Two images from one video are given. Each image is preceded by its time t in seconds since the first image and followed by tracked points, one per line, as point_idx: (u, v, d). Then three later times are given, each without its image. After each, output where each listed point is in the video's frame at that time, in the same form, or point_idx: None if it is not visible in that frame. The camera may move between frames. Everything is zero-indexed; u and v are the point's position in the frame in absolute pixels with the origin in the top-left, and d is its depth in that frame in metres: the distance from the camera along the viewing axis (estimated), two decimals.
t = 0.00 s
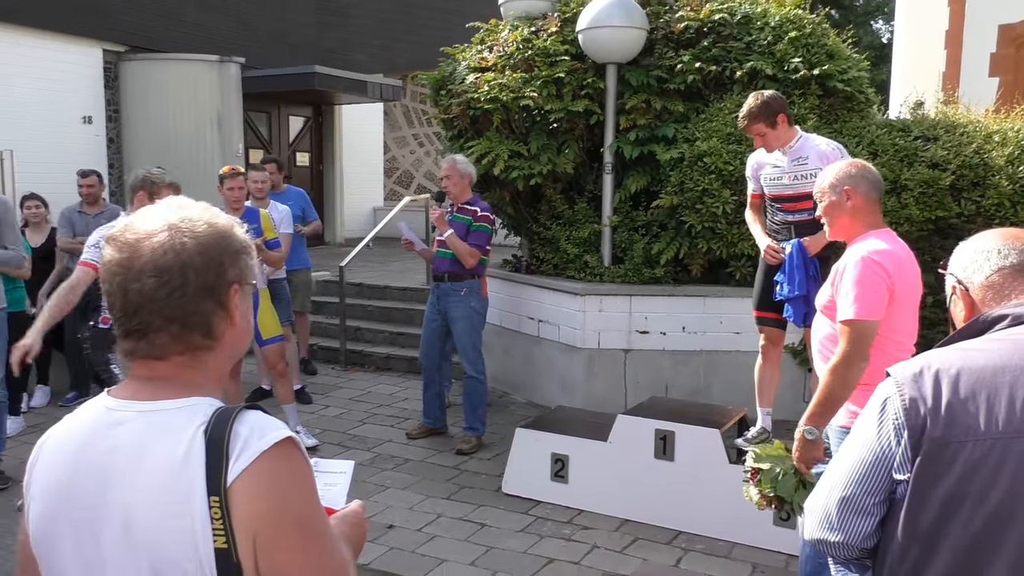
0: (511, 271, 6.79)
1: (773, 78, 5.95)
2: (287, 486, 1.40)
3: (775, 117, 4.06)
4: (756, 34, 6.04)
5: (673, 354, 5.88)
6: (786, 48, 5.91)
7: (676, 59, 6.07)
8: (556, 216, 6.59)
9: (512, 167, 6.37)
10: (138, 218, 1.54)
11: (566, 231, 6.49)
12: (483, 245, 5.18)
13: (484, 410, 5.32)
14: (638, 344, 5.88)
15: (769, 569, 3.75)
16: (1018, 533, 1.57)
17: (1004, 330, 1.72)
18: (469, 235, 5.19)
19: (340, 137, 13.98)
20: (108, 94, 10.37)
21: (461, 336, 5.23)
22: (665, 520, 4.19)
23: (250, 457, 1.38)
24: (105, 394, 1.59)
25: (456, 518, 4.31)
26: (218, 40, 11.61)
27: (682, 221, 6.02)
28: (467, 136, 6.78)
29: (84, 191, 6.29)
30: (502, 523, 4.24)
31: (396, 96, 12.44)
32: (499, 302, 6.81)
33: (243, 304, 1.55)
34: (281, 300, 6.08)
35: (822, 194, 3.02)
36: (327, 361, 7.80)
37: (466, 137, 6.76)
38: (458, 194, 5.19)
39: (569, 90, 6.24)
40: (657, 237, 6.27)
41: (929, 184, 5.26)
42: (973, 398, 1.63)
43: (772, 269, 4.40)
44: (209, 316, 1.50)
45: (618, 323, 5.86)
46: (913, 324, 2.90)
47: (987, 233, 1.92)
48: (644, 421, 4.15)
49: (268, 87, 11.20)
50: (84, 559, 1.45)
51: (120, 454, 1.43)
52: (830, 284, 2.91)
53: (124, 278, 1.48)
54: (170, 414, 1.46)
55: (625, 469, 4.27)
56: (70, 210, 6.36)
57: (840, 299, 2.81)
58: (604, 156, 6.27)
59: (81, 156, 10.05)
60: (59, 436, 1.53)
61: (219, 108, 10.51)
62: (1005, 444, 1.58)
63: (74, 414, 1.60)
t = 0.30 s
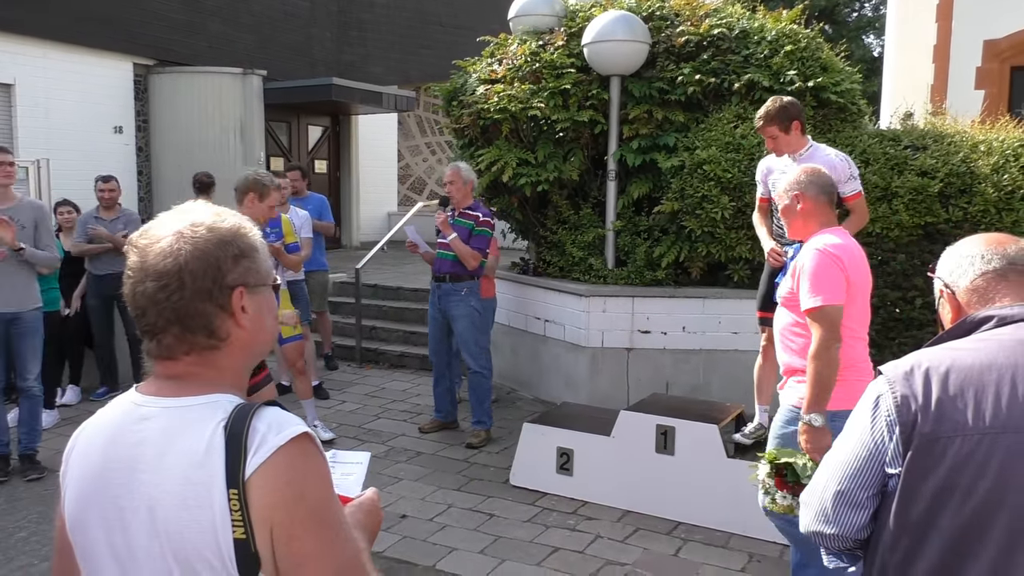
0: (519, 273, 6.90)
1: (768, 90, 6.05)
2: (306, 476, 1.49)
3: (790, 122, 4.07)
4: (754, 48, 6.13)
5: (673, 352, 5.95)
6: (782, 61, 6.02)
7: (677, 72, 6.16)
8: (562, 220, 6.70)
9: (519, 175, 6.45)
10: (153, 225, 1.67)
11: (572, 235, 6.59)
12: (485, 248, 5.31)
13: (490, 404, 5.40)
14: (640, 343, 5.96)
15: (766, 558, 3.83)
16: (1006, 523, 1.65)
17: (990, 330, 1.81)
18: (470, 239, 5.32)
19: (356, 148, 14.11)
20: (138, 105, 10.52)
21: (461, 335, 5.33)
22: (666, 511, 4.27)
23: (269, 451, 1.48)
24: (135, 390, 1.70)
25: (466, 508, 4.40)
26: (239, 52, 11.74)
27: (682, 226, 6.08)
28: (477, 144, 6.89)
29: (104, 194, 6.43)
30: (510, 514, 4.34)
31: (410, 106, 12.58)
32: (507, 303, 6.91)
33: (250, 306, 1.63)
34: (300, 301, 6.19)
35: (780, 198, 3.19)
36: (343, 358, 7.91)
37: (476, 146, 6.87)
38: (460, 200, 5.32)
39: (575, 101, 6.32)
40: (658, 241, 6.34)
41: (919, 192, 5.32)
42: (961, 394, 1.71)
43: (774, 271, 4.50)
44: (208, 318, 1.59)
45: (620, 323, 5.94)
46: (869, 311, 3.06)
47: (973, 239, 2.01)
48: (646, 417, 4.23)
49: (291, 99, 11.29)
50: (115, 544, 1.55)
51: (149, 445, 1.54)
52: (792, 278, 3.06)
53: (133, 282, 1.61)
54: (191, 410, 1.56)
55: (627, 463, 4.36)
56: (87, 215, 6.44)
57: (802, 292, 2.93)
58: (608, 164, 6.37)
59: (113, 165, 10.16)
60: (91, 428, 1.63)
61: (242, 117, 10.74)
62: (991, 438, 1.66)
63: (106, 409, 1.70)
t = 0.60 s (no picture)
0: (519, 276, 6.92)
1: (767, 94, 6.07)
2: (306, 477, 1.51)
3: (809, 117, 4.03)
4: (752, 52, 6.15)
5: (672, 354, 5.96)
6: (781, 65, 6.04)
7: (676, 76, 6.18)
8: (562, 224, 6.72)
9: (520, 178, 6.47)
10: (154, 227, 1.68)
11: (571, 238, 6.61)
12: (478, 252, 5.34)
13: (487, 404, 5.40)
14: (639, 345, 5.97)
15: (766, 560, 3.84)
16: (1000, 521, 1.67)
17: (987, 332, 1.82)
18: (464, 243, 5.33)
19: (357, 149, 14.13)
20: (141, 108, 10.54)
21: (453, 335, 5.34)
22: (666, 513, 4.28)
23: (269, 453, 1.49)
24: (136, 391, 1.71)
25: (466, 510, 4.41)
26: (242, 57, 11.76)
27: (681, 229, 6.08)
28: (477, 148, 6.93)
29: (104, 198, 6.45)
30: (510, 516, 4.34)
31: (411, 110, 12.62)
32: (507, 305, 6.92)
33: (250, 309, 1.64)
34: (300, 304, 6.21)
35: (744, 202, 3.23)
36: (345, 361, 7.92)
37: (476, 149, 6.90)
38: (452, 203, 5.32)
39: (575, 105, 6.34)
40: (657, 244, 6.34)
41: (917, 195, 5.33)
42: (956, 395, 1.72)
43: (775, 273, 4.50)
44: (208, 321, 1.60)
45: (620, 325, 5.95)
46: (835, 309, 3.11)
47: (972, 243, 2.02)
48: (645, 418, 4.22)
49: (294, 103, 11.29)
50: (116, 545, 1.56)
51: (151, 446, 1.54)
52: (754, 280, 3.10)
53: (133, 285, 1.62)
54: (192, 413, 1.57)
55: (627, 465, 4.37)
56: (86, 220, 6.48)
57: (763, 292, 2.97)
58: (607, 167, 6.39)
59: (115, 167, 10.19)
60: (93, 430, 1.64)
61: (244, 121, 10.79)
62: (986, 438, 1.67)
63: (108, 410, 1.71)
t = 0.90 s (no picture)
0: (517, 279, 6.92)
1: (766, 98, 6.08)
2: (303, 479, 1.51)
3: (805, 119, 4.08)
4: (750, 56, 6.14)
5: (671, 357, 5.96)
6: (779, 68, 6.03)
7: (675, 79, 6.18)
8: (560, 227, 6.72)
9: (519, 181, 6.49)
10: (150, 230, 1.69)
11: (569, 241, 6.61)
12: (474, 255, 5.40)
13: (479, 407, 5.39)
14: (637, 348, 5.96)
15: (763, 564, 3.83)
16: (998, 522, 1.66)
17: (985, 335, 1.82)
18: (459, 246, 5.36)
19: (356, 153, 14.11)
20: (139, 111, 10.55)
21: (445, 337, 5.35)
22: (664, 517, 4.28)
23: (267, 457, 1.49)
24: (134, 395, 1.71)
25: (464, 514, 4.41)
26: (240, 60, 11.76)
27: (680, 232, 6.07)
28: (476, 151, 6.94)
29: (112, 201, 6.46)
30: (508, 519, 4.34)
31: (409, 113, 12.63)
32: (506, 309, 6.91)
33: (248, 313, 1.64)
34: (298, 307, 6.21)
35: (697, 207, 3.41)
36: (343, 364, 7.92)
37: (475, 152, 6.92)
38: (442, 208, 5.25)
39: (573, 108, 6.34)
40: (656, 247, 6.33)
41: (914, 199, 5.36)
42: (954, 397, 1.72)
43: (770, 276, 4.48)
44: (205, 325, 1.60)
45: (618, 328, 5.94)
46: (777, 314, 3.22)
47: (975, 246, 2.02)
48: (643, 421, 4.24)
49: (293, 106, 11.29)
50: (113, 549, 1.55)
51: (148, 451, 1.54)
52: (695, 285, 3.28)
53: (131, 290, 1.62)
54: (191, 417, 1.57)
55: (625, 468, 4.37)
56: (92, 223, 6.52)
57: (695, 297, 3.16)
58: (605, 170, 6.39)
59: (114, 170, 10.20)
60: (90, 434, 1.63)
61: (242, 125, 10.82)
62: (984, 440, 1.67)
63: (105, 414, 1.71)
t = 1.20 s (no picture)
0: (504, 283, 6.91)
1: (750, 102, 6.12)
2: (287, 484, 1.50)
3: (778, 125, 4.13)
4: (736, 61, 6.20)
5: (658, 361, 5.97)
6: (764, 74, 6.08)
7: (661, 84, 6.22)
8: (546, 231, 6.72)
9: (506, 186, 6.50)
10: (135, 233, 1.68)
11: (556, 245, 6.61)
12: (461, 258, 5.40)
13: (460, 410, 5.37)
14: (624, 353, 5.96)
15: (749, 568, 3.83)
16: (981, 525, 1.67)
17: (968, 338, 1.84)
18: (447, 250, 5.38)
19: (342, 156, 14.15)
20: (125, 115, 10.49)
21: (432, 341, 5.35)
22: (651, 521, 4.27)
23: (252, 462, 1.48)
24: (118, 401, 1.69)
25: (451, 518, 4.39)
26: (227, 65, 11.74)
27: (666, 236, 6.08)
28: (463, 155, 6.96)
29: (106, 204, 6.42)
30: (495, 524, 4.32)
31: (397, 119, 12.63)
32: (493, 313, 6.91)
33: (234, 318, 1.63)
34: (285, 311, 6.18)
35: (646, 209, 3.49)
36: (329, 368, 7.88)
37: (462, 156, 6.94)
38: (424, 213, 5.28)
39: (560, 113, 6.36)
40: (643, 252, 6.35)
41: (897, 203, 5.40)
42: (938, 400, 1.73)
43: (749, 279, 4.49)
44: (189, 331, 1.59)
45: (605, 333, 5.95)
46: (721, 314, 3.26)
47: (957, 250, 2.04)
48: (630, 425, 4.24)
49: (280, 111, 11.26)
50: (95, 557, 1.54)
51: (131, 457, 1.53)
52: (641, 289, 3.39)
53: (115, 294, 1.61)
54: (174, 422, 1.55)
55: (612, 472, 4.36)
56: (84, 225, 6.49)
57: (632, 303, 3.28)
58: (592, 174, 6.40)
59: (99, 174, 10.14)
60: (73, 440, 1.62)
61: (228, 127, 10.77)
62: (967, 444, 1.68)
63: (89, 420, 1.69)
